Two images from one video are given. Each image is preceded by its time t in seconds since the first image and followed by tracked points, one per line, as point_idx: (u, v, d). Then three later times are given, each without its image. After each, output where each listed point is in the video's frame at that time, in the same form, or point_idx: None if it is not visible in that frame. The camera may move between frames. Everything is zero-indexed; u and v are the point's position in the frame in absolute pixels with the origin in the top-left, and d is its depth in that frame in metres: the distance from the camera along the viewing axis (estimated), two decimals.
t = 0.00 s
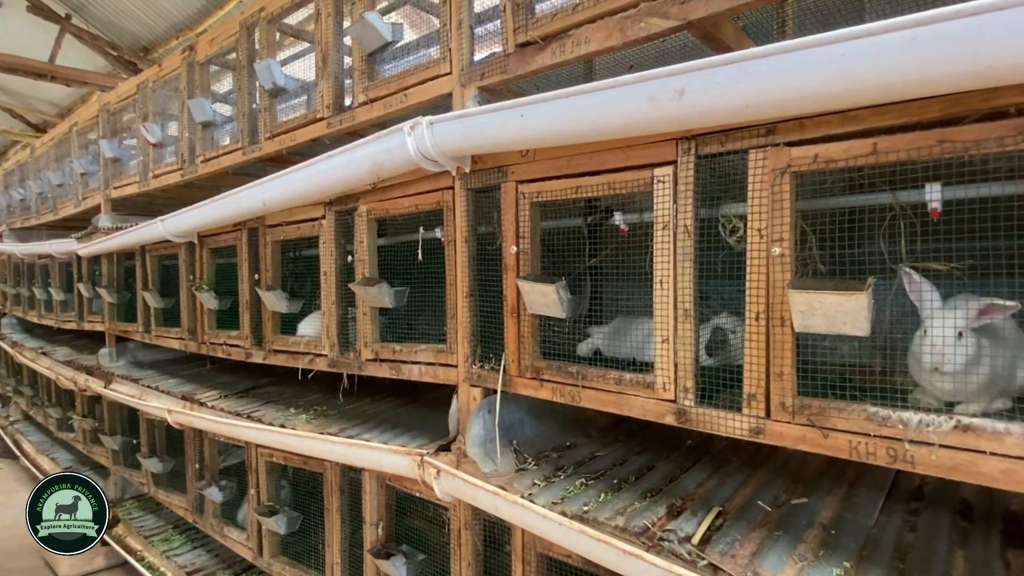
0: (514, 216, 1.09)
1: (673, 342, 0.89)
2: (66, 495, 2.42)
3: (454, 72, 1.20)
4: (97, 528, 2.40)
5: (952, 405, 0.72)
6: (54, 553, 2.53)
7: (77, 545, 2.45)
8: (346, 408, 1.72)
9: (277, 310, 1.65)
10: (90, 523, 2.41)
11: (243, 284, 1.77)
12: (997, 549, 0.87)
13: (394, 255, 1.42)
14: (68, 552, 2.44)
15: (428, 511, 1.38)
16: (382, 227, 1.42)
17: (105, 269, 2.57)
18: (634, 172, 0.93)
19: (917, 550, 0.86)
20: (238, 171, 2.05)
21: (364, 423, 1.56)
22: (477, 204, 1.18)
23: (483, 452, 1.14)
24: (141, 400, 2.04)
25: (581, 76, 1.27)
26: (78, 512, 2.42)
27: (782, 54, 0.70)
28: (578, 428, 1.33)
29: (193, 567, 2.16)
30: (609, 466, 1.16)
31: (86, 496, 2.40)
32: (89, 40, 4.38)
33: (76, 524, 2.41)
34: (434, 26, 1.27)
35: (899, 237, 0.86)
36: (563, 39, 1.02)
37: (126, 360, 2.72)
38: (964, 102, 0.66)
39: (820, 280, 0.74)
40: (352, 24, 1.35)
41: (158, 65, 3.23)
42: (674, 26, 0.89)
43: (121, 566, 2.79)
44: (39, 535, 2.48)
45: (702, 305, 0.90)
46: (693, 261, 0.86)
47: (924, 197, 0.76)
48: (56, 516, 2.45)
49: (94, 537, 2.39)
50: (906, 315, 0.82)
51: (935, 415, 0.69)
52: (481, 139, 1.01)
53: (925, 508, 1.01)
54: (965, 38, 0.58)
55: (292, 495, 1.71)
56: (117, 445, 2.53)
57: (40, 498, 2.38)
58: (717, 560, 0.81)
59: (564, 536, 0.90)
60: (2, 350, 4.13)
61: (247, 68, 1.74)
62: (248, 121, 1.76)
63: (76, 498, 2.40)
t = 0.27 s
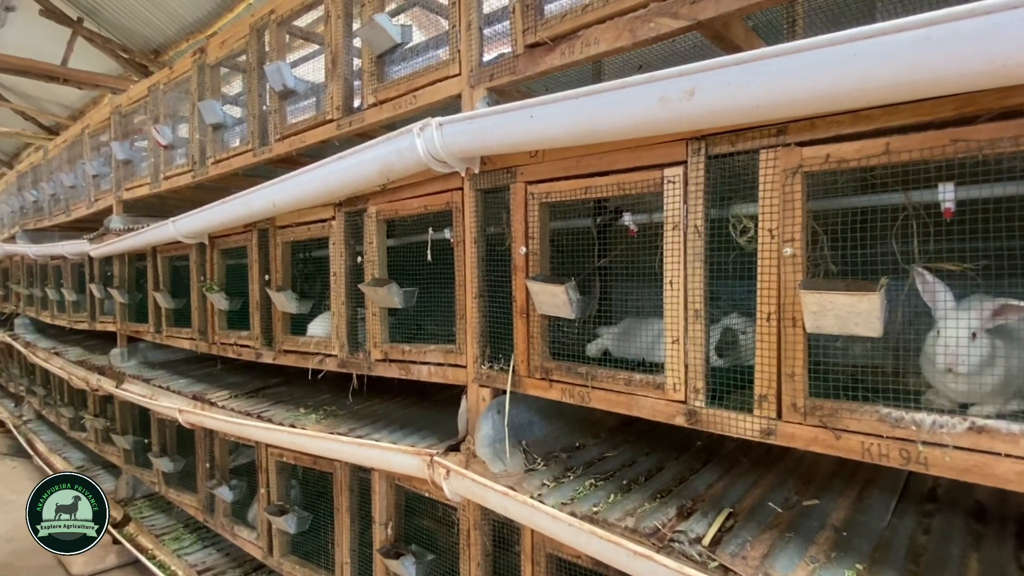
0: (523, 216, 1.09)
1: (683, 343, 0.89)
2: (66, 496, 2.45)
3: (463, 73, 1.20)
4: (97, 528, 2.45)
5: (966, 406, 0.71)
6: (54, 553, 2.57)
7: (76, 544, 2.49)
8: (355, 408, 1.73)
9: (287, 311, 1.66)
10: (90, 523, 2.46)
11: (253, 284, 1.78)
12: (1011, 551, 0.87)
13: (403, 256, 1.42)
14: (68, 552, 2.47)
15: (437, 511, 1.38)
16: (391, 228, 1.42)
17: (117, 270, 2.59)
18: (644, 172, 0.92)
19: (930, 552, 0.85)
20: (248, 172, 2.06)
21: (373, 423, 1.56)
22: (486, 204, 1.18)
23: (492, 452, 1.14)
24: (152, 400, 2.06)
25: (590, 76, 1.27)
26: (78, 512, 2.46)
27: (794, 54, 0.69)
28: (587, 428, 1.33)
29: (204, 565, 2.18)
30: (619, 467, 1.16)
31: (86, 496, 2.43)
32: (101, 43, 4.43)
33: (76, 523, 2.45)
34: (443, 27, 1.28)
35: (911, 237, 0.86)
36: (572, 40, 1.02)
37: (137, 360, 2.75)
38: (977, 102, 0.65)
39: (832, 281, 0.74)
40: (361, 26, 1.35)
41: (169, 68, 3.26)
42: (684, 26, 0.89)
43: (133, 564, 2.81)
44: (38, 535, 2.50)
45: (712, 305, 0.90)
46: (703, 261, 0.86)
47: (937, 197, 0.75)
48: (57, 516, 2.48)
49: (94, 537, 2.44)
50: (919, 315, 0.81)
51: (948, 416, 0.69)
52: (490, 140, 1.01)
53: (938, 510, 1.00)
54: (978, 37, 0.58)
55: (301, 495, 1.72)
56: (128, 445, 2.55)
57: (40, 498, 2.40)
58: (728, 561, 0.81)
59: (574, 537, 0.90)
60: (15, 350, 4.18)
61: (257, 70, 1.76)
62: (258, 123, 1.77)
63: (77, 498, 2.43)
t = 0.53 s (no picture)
0: (533, 217, 1.09)
1: (693, 344, 0.89)
2: (66, 496, 2.46)
3: (472, 75, 1.21)
4: (97, 528, 2.47)
5: (979, 407, 0.71)
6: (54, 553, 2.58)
7: (77, 545, 2.49)
8: (364, 408, 1.73)
9: (297, 311, 1.67)
10: (90, 523, 2.47)
11: (263, 285, 1.79)
12: None
13: (412, 257, 1.43)
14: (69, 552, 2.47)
15: (446, 511, 1.38)
16: (400, 229, 1.43)
17: (128, 270, 2.62)
18: (654, 173, 0.92)
19: (943, 555, 0.85)
20: (257, 174, 2.07)
21: (382, 423, 1.57)
22: (495, 205, 1.19)
23: (501, 453, 1.14)
24: (163, 400, 2.07)
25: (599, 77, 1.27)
26: (78, 511, 2.46)
27: (806, 54, 0.69)
28: (596, 429, 1.33)
29: (214, 564, 2.19)
30: (628, 468, 1.15)
31: (86, 496, 2.44)
32: (112, 46, 4.47)
33: (76, 524, 2.47)
34: (453, 28, 1.28)
35: (924, 238, 0.85)
36: (582, 41, 1.02)
37: (148, 360, 2.77)
38: (990, 102, 0.65)
39: (844, 282, 0.73)
40: (371, 28, 1.36)
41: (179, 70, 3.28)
42: (694, 27, 0.89)
43: (144, 563, 2.83)
44: (38, 535, 2.48)
45: (722, 306, 0.90)
46: (714, 262, 0.86)
47: (950, 197, 0.75)
48: (56, 516, 2.47)
49: (95, 536, 2.46)
50: (930, 316, 0.80)
51: (962, 418, 0.69)
52: (500, 141, 1.01)
53: (951, 512, 0.99)
54: (993, 37, 0.57)
55: (310, 495, 1.74)
56: (139, 444, 2.57)
57: (41, 498, 2.40)
58: (738, 563, 0.81)
59: (583, 537, 0.90)
60: (27, 350, 4.22)
61: (267, 72, 1.77)
62: (268, 124, 1.78)
63: (77, 498, 2.44)
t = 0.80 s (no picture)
0: (541, 218, 1.09)
1: (703, 344, 0.88)
2: (66, 496, 2.49)
3: (481, 76, 1.21)
4: (96, 528, 2.53)
5: (992, 408, 0.71)
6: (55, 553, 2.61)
7: (77, 545, 2.54)
8: (373, 408, 1.74)
9: (306, 311, 1.68)
10: (90, 524, 2.54)
11: (272, 286, 1.80)
12: None
13: (421, 257, 1.43)
14: (68, 552, 2.52)
15: (454, 511, 1.39)
16: (408, 230, 1.43)
17: (138, 271, 2.64)
18: (663, 173, 0.92)
19: (955, 557, 0.84)
20: (266, 175, 2.08)
21: (391, 423, 1.57)
22: (503, 206, 1.19)
23: (510, 453, 1.15)
24: (173, 399, 2.09)
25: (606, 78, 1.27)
26: (77, 512, 2.51)
27: (816, 54, 0.69)
28: (604, 430, 1.33)
29: (224, 563, 2.21)
30: (636, 468, 1.15)
31: (85, 496, 2.49)
32: (122, 48, 4.51)
33: (75, 524, 2.51)
34: (461, 30, 1.29)
35: (936, 237, 0.84)
36: (590, 42, 1.02)
37: (158, 360, 2.79)
38: (1004, 101, 0.64)
39: (855, 283, 0.73)
40: (379, 29, 1.37)
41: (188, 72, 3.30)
42: (703, 27, 0.89)
43: (154, 561, 2.85)
44: (38, 534, 2.53)
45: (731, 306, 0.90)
46: (723, 263, 0.86)
47: (962, 197, 0.74)
48: (56, 516, 2.52)
49: (94, 536, 2.51)
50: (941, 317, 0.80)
51: (975, 419, 0.68)
52: (508, 142, 1.01)
53: (963, 514, 0.98)
54: (1007, 36, 0.57)
55: (318, 494, 1.74)
56: (149, 444, 2.59)
57: (41, 498, 2.45)
58: (748, 564, 0.81)
59: (592, 538, 0.90)
60: (38, 350, 4.26)
61: (276, 74, 1.78)
62: (277, 126, 1.79)
63: (76, 498, 2.49)
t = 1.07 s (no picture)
0: (551, 218, 1.09)
1: (714, 345, 0.88)
2: (66, 496, 2.52)
3: (490, 76, 1.21)
4: (96, 528, 2.55)
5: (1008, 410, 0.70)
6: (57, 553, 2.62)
7: (76, 544, 2.55)
8: (381, 408, 1.74)
9: (314, 312, 1.68)
10: (90, 523, 2.55)
11: (281, 286, 1.81)
12: None
13: (429, 258, 1.43)
14: (67, 552, 2.53)
15: (463, 512, 1.39)
16: (417, 231, 1.44)
17: (148, 272, 2.66)
18: (674, 174, 0.92)
19: (971, 560, 0.83)
20: (275, 176, 2.09)
21: (399, 424, 1.57)
22: (512, 207, 1.18)
23: (519, 454, 1.14)
24: (182, 399, 2.10)
25: (615, 78, 1.27)
26: (78, 512, 2.53)
27: (829, 54, 0.69)
28: (613, 431, 1.33)
29: (233, 562, 2.22)
30: (646, 470, 1.15)
31: (85, 496, 2.51)
32: (131, 50, 4.55)
33: (76, 524, 2.53)
34: (470, 30, 1.29)
35: (950, 238, 0.84)
36: (600, 42, 1.01)
37: (167, 360, 2.80)
38: (1020, 100, 0.64)
39: (869, 284, 0.73)
40: (388, 30, 1.37)
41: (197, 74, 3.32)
42: (714, 27, 0.88)
43: (163, 560, 2.87)
44: (38, 535, 2.54)
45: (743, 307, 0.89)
46: (735, 263, 0.86)
47: (978, 197, 0.73)
48: (56, 516, 2.54)
49: (94, 536, 2.53)
50: (955, 318, 0.79)
51: (991, 422, 0.67)
52: (518, 143, 1.01)
53: (977, 517, 0.97)
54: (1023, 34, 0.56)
55: (327, 494, 1.75)
56: (159, 443, 2.60)
57: (41, 498, 2.47)
58: (761, 566, 0.80)
59: (603, 540, 0.90)
60: (49, 349, 4.29)
61: (284, 76, 1.78)
62: (286, 127, 1.80)
63: (76, 498, 2.50)
